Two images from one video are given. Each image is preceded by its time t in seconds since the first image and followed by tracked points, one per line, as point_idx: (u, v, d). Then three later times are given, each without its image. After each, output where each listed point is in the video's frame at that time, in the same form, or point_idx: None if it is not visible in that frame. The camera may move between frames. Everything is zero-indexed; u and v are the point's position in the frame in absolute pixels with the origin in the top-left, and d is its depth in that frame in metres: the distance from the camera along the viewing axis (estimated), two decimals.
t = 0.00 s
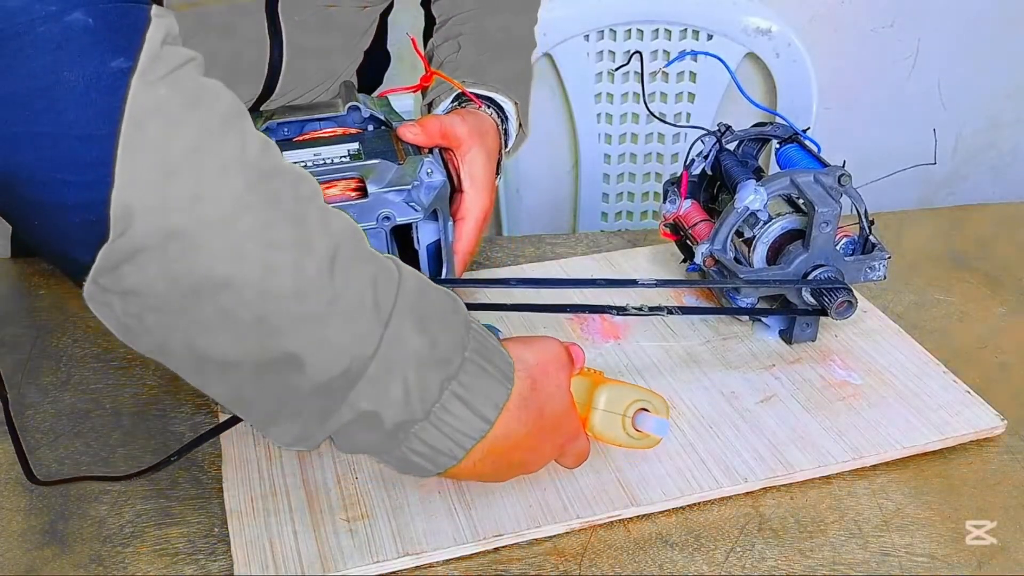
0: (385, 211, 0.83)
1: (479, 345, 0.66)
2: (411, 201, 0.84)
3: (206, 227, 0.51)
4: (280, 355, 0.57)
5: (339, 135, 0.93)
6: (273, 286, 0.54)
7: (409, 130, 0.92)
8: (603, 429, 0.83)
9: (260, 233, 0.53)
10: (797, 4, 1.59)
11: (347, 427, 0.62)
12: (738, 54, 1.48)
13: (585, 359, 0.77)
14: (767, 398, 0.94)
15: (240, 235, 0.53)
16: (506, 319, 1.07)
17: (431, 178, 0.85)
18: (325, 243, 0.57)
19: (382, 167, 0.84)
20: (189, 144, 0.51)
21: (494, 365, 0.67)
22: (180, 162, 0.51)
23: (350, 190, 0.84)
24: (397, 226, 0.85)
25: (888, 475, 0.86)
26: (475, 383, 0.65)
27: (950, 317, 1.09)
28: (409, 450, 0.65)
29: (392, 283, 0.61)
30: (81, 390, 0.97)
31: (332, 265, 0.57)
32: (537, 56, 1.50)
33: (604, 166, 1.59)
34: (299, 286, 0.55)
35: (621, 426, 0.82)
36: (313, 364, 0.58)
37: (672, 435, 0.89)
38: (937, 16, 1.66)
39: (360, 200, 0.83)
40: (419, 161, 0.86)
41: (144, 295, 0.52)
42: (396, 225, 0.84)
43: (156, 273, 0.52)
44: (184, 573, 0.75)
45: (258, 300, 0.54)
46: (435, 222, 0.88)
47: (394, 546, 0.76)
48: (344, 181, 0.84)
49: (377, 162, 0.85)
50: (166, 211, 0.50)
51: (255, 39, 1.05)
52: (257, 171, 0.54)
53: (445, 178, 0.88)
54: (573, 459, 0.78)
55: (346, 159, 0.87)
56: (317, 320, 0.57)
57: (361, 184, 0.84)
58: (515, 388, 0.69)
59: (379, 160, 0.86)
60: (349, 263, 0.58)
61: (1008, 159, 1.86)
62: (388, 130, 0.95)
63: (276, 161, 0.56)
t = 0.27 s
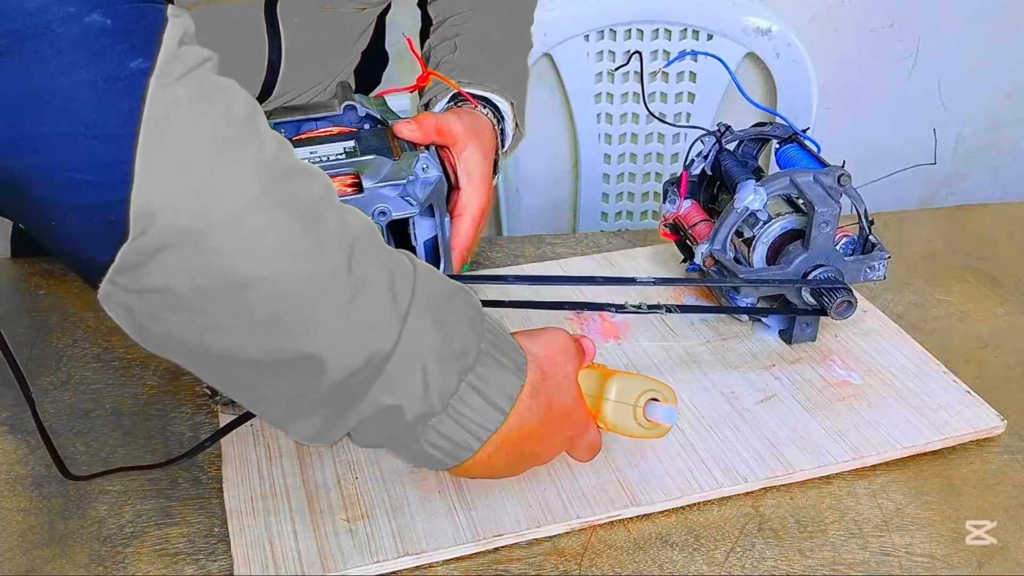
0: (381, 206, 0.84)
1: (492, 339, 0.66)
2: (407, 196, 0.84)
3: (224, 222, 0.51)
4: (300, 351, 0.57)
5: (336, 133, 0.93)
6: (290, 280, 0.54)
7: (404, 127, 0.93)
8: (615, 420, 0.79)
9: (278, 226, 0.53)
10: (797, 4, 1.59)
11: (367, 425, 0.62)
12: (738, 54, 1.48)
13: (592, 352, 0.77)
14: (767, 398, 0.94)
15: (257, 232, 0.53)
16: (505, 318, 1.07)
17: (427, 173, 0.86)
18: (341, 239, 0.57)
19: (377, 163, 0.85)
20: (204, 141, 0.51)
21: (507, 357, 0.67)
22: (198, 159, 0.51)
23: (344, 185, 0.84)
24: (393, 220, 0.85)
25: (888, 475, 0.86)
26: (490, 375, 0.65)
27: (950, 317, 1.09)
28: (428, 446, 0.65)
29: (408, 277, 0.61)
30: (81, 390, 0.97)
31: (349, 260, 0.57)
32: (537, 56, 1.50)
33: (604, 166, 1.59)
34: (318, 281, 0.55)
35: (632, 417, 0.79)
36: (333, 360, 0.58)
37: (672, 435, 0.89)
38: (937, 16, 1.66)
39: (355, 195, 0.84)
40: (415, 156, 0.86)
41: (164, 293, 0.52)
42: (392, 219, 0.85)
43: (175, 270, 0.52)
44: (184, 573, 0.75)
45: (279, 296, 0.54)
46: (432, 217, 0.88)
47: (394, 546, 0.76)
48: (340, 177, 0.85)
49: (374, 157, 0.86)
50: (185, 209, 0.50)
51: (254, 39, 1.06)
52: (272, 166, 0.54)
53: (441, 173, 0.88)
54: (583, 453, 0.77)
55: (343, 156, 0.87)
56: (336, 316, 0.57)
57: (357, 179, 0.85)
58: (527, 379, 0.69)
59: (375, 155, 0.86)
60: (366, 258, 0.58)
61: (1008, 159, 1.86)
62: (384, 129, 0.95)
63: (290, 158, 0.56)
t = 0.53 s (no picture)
0: (382, 207, 0.84)
1: (495, 331, 0.66)
2: (408, 197, 0.85)
3: (225, 215, 0.52)
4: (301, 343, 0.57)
5: (337, 133, 0.93)
6: (293, 273, 0.54)
7: (405, 127, 0.94)
8: (612, 422, 0.79)
9: (279, 218, 0.54)
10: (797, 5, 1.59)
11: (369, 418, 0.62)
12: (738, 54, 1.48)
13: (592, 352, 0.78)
14: (767, 398, 0.94)
15: (258, 224, 0.53)
16: (505, 319, 1.07)
17: (428, 175, 0.86)
18: (342, 232, 0.57)
19: (379, 164, 0.85)
20: (205, 133, 0.51)
21: (509, 350, 0.67)
22: (199, 150, 0.51)
23: (345, 186, 0.84)
24: (394, 222, 0.85)
25: (888, 475, 0.86)
26: (491, 368, 0.65)
27: (950, 317, 1.09)
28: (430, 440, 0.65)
29: (409, 270, 0.61)
30: (81, 390, 0.97)
31: (349, 252, 0.57)
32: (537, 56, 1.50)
33: (604, 166, 1.59)
34: (319, 274, 0.55)
35: (630, 417, 0.78)
36: (334, 352, 0.58)
37: (671, 435, 0.89)
38: (937, 16, 1.66)
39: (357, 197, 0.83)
40: (416, 158, 0.86)
41: (165, 285, 0.53)
42: (393, 221, 0.85)
43: (176, 262, 0.52)
44: (185, 573, 0.75)
45: (282, 288, 0.54)
46: (432, 218, 0.88)
47: (394, 546, 0.76)
48: (340, 178, 0.84)
49: (375, 158, 0.86)
50: (187, 203, 0.51)
51: (254, 39, 1.06)
52: (271, 158, 0.54)
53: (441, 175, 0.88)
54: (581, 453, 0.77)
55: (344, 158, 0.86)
56: (337, 308, 0.57)
57: (358, 180, 0.84)
58: (529, 373, 0.68)
59: (376, 157, 0.86)
60: (366, 250, 0.58)
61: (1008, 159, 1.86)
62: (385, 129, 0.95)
63: (290, 152, 0.56)
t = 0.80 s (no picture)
0: (390, 216, 0.83)
1: (461, 342, 0.65)
2: (416, 207, 0.84)
3: (163, 207, 0.53)
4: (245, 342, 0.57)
5: (343, 136, 0.94)
6: (234, 271, 0.55)
7: (415, 134, 0.92)
8: (612, 443, 0.76)
9: (220, 214, 0.54)
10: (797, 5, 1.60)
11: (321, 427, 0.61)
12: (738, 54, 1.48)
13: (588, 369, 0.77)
14: (767, 398, 0.94)
15: (199, 215, 0.54)
16: (505, 318, 1.07)
17: (436, 184, 0.85)
18: (290, 230, 0.57)
19: (387, 172, 0.84)
20: (154, 123, 0.53)
21: (477, 360, 0.65)
22: (141, 142, 0.52)
23: (354, 195, 0.84)
24: (402, 231, 0.85)
25: (888, 476, 0.86)
26: (454, 379, 0.63)
27: (951, 318, 1.09)
28: (388, 454, 0.63)
29: (365, 274, 0.60)
30: (81, 390, 0.97)
31: (298, 252, 0.57)
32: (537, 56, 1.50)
33: (604, 166, 1.59)
34: (261, 273, 0.55)
35: (631, 437, 0.76)
36: (278, 353, 0.57)
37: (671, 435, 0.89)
38: (937, 16, 1.66)
39: (365, 205, 0.83)
40: (424, 166, 0.85)
41: (107, 280, 0.54)
42: (401, 231, 0.84)
43: (118, 255, 0.53)
44: (185, 573, 0.75)
45: (220, 286, 0.55)
46: (439, 226, 0.88)
47: (394, 546, 0.76)
48: (349, 186, 0.84)
49: (383, 166, 0.85)
50: (124, 192, 0.52)
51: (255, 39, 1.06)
52: (217, 153, 0.55)
53: (450, 183, 0.87)
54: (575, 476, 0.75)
55: (351, 164, 0.86)
56: (282, 307, 0.57)
57: (366, 189, 0.84)
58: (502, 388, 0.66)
59: (384, 164, 0.85)
60: (317, 252, 0.58)
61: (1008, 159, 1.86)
62: (391, 133, 0.95)
63: (242, 149, 0.57)
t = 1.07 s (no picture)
0: (389, 216, 0.83)
1: (353, 264, 0.59)
2: (416, 207, 0.84)
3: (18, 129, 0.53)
4: (116, 269, 0.54)
5: (344, 136, 0.94)
6: (88, 186, 0.53)
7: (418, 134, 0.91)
8: (569, 387, 0.71)
9: (77, 134, 0.53)
10: (797, 5, 1.60)
11: (211, 362, 0.58)
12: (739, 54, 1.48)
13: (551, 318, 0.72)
14: (767, 398, 0.94)
15: (68, 134, 0.53)
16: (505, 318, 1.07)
17: (436, 184, 0.85)
18: (154, 148, 0.55)
19: (387, 173, 0.84)
20: (21, 47, 0.53)
21: (365, 288, 0.59)
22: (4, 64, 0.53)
23: (354, 194, 0.84)
24: (402, 231, 0.85)
25: (888, 476, 0.86)
26: (338, 305, 0.58)
27: (951, 318, 1.09)
28: (279, 385, 0.59)
29: (245, 193, 0.56)
30: (81, 390, 0.97)
31: (158, 169, 0.54)
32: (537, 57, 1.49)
33: (604, 166, 1.59)
34: (113, 189, 0.53)
35: (586, 380, 0.71)
36: (147, 281, 0.54)
37: (671, 435, 0.89)
38: (937, 16, 1.66)
39: (365, 205, 0.83)
40: (425, 166, 0.85)
41: None
42: (400, 231, 0.84)
43: None
44: (184, 573, 0.76)
45: (73, 203, 0.53)
46: (439, 226, 0.88)
47: (394, 546, 0.76)
48: (348, 186, 0.84)
49: (383, 166, 0.85)
50: None
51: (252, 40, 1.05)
52: (79, 75, 0.54)
53: (451, 183, 0.87)
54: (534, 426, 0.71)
55: (351, 163, 0.86)
56: (144, 231, 0.54)
57: (366, 189, 0.84)
58: (402, 313, 0.60)
59: (384, 164, 0.85)
60: (183, 171, 0.55)
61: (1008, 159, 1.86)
62: (390, 133, 0.95)
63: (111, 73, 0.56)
